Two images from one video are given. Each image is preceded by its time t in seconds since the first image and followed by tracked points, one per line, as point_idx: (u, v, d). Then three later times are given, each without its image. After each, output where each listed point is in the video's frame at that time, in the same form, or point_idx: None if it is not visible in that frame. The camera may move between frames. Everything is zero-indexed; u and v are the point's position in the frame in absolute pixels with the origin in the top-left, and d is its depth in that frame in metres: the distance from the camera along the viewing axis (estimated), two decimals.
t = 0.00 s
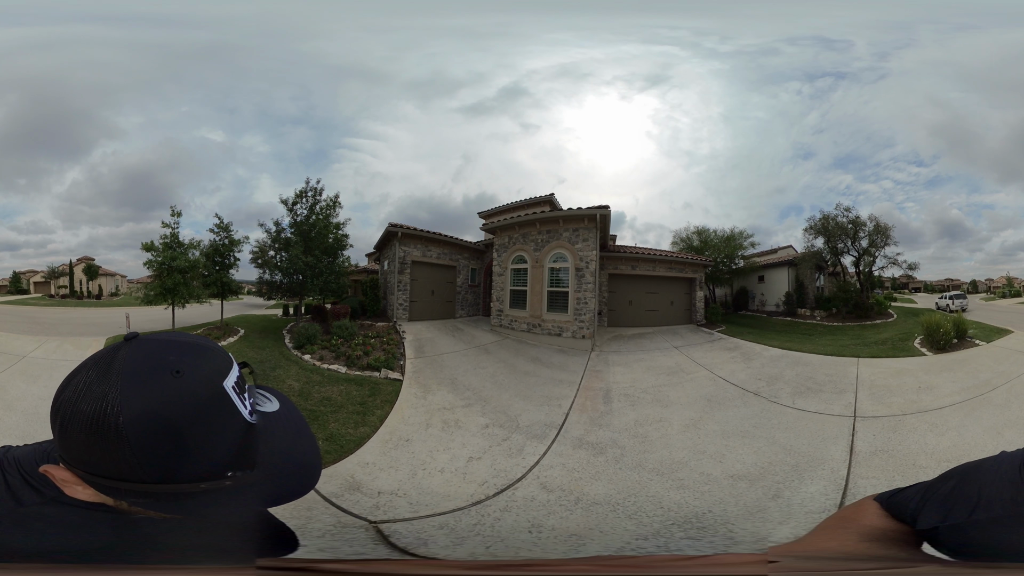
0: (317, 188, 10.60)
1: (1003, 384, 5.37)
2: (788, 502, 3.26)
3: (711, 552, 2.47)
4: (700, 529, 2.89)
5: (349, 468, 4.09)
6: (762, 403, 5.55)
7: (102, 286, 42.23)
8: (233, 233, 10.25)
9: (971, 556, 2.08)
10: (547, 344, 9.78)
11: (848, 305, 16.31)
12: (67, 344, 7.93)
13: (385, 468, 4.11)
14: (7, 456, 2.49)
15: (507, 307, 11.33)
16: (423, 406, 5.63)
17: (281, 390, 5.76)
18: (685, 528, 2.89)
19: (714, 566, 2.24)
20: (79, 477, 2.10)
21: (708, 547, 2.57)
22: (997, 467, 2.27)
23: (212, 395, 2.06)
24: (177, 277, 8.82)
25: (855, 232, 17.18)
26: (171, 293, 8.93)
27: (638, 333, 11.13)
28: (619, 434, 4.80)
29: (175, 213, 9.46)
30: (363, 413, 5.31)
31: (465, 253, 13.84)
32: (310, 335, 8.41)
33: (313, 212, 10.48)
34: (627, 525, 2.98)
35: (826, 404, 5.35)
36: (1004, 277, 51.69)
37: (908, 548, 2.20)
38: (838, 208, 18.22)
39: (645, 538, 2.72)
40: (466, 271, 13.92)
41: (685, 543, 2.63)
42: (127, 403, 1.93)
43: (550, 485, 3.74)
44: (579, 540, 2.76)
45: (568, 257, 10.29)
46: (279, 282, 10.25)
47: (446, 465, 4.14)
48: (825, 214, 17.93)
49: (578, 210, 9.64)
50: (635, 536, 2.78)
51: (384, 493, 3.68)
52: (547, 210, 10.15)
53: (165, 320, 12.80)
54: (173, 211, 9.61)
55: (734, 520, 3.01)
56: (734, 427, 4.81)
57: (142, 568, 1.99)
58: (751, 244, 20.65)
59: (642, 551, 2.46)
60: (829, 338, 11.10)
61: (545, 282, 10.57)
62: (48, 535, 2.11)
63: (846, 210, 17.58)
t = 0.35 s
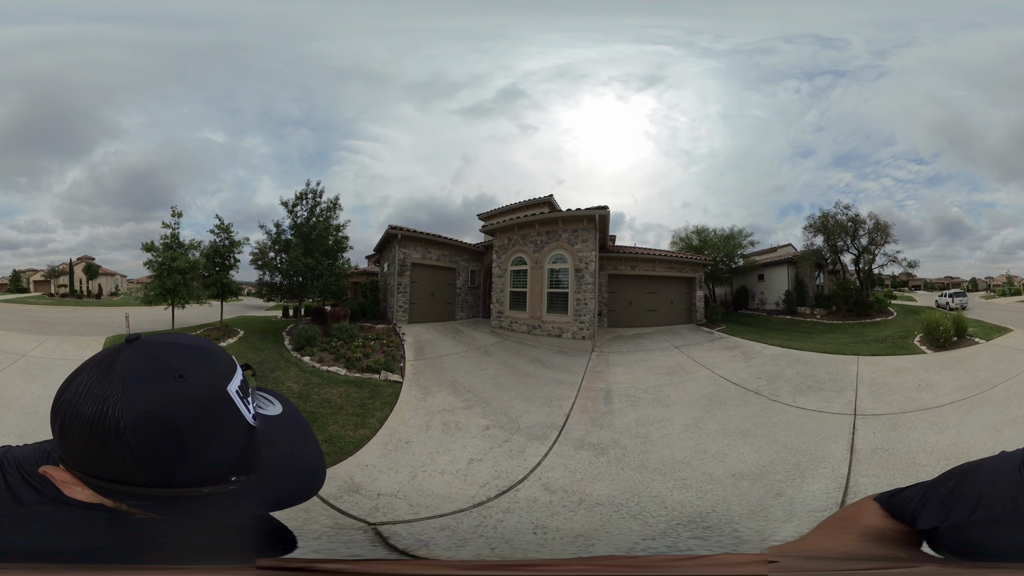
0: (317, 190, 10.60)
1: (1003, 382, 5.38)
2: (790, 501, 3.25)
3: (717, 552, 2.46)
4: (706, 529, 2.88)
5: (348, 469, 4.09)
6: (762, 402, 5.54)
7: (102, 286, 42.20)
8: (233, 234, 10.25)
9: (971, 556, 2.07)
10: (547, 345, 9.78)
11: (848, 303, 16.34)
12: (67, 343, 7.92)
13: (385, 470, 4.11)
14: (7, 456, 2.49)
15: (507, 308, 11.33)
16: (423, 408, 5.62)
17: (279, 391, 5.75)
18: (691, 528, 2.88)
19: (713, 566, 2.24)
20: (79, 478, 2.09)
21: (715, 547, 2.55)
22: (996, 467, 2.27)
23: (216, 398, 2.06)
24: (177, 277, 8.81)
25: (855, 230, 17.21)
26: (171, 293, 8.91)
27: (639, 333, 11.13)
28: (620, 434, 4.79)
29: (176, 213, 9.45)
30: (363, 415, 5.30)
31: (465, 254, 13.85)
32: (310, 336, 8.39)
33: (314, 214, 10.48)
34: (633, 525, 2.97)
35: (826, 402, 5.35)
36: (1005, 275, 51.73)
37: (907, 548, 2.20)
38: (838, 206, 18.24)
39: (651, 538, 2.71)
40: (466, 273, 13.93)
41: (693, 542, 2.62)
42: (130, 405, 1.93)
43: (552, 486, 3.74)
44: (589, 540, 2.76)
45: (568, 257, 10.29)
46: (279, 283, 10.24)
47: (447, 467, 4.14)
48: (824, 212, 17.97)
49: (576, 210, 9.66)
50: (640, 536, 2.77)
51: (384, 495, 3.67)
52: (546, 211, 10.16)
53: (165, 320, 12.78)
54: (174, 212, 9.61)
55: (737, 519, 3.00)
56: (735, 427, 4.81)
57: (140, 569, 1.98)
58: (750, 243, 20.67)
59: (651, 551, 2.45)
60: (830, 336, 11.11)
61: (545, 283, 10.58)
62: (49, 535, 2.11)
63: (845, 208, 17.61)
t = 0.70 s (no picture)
0: (318, 192, 10.51)
1: (1004, 379, 5.38)
2: (796, 500, 3.23)
3: (725, 552, 2.44)
4: (716, 530, 2.85)
5: (345, 471, 4.05)
6: (763, 402, 5.53)
7: (103, 286, 42.22)
8: (234, 234, 10.23)
9: (971, 556, 2.05)
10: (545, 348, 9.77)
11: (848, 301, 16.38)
12: (66, 340, 7.88)
13: (382, 472, 4.07)
14: (7, 456, 2.46)
15: (507, 312, 11.32)
16: (421, 411, 5.59)
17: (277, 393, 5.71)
18: (700, 529, 2.85)
19: (715, 566, 2.21)
20: (80, 478, 2.07)
21: (724, 548, 2.53)
22: (997, 467, 2.27)
23: (219, 398, 2.05)
24: (176, 276, 8.80)
25: (853, 228, 17.31)
26: (170, 292, 8.89)
27: (639, 336, 11.12)
28: (622, 437, 4.77)
29: (177, 212, 9.41)
30: (361, 418, 5.27)
31: (464, 259, 13.87)
32: (308, 338, 8.35)
33: (315, 216, 10.46)
34: (641, 527, 2.94)
35: (828, 401, 5.34)
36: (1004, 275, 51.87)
37: (906, 548, 2.18)
38: (836, 205, 18.38)
39: (666, 540, 2.70)
40: (466, 277, 13.94)
41: (706, 543, 2.60)
42: (133, 405, 1.91)
43: (554, 489, 3.71)
44: (594, 543, 2.72)
45: (567, 261, 10.31)
46: (279, 284, 10.21)
47: (445, 470, 4.10)
48: (823, 211, 18.08)
49: (575, 214, 9.68)
50: (651, 538, 2.75)
51: (379, 497, 3.64)
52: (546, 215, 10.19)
53: (164, 319, 12.75)
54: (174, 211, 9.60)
55: (745, 519, 2.98)
56: (737, 427, 4.79)
57: (137, 569, 1.95)
58: (749, 243, 20.76)
59: (663, 552, 2.44)
60: (830, 335, 11.12)
61: (544, 287, 10.58)
62: (48, 536, 2.08)
63: (844, 206, 17.72)
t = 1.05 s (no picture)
0: (319, 193, 10.56)
1: (1004, 378, 5.37)
2: (799, 500, 3.23)
3: (728, 553, 2.44)
4: (719, 530, 2.85)
5: (343, 472, 4.04)
6: (764, 401, 5.53)
7: (103, 287, 42.22)
8: (234, 234, 10.23)
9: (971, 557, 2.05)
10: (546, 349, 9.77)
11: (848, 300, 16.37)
12: (65, 339, 7.87)
13: (380, 474, 4.06)
14: (7, 456, 2.46)
15: (507, 313, 11.31)
16: (421, 412, 5.58)
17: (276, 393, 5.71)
18: (705, 529, 2.85)
19: (717, 566, 2.21)
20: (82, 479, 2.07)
21: (727, 548, 2.53)
22: (996, 467, 2.27)
23: (219, 399, 2.04)
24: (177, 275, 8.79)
25: (853, 227, 17.33)
26: (171, 292, 8.88)
27: (640, 336, 11.12)
28: (623, 438, 4.76)
29: (177, 212, 9.43)
30: (360, 419, 5.26)
31: (464, 260, 13.87)
32: (308, 339, 8.35)
33: (315, 217, 10.50)
34: (643, 528, 2.93)
35: (829, 400, 5.34)
36: (1003, 275, 51.88)
37: (905, 548, 2.18)
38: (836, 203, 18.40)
39: (669, 541, 2.69)
40: (466, 278, 13.94)
41: (712, 544, 2.59)
42: (132, 406, 1.90)
43: (555, 490, 3.70)
44: (598, 543, 2.72)
45: (567, 262, 10.31)
46: (279, 285, 10.21)
47: (443, 471, 4.09)
48: (823, 210, 18.10)
49: (575, 215, 9.68)
50: (656, 539, 2.74)
51: (376, 498, 3.63)
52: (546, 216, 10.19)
53: (164, 320, 12.73)
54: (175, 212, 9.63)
55: (749, 520, 2.97)
56: (738, 427, 4.78)
57: (134, 568, 1.94)
58: (750, 242, 20.77)
59: (671, 552, 2.45)
60: (830, 334, 11.13)
61: (544, 288, 10.58)
62: (48, 535, 2.07)
63: (843, 205, 17.75)
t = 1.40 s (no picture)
0: (316, 193, 10.54)
1: (1004, 381, 5.37)
2: (794, 500, 3.25)
3: (723, 552, 2.46)
4: (713, 529, 2.88)
5: (346, 470, 4.09)
6: (763, 400, 5.55)
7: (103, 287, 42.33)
8: (233, 236, 10.22)
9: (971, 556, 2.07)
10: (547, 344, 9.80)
11: (848, 302, 16.16)
12: (66, 343, 7.89)
13: (384, 472, 4.11)
14: (8, 456, 2.51)
15: (507, 309, 11.32)
16: (422, 409, 5.63)
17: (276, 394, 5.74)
18: (697, 527, 2.88)
19: (714, 566, 2.24)
20: (87, 480, 2.09)
21: (723, 547, 2.56)
22: (996, 467, 2.30)
23: (230, 399, 2.09)
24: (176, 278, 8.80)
25: (854, 228, 17.23)
26: (170, 294, 8.90)
27: (639, 332, 11.13)
28: (621, 434, 4.79)
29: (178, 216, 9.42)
30: (362, 417, 5.30)
31: (464, 256, 13.86)
32: (309, 339, 8.37)
33: (313, 217, 10.48)
34: (637, 526, 2.96)
35: (828, 400, 5.34)
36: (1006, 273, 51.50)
37: (906, 548, 2.20)
38: (838, 203, 18.28)
39: (660, 539, 2.71)
40: (465, 274, 13.94)
41: (702, 542, 2.62)
42: (143, 407, 1.93)
43: (553, 487, 3.74)
44: (592, 541, 2.75)
45: (567, 257, 10.29)
46: (279, 286, 10.22)
47: (446, 468, 4.13)
48: (825, 210, 17.96)
49: (575, 210, 9.65)
50: (648, 536, 2.77)
51: (382, 496, 3.67)
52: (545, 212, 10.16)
53: (164, 321, 12.76)
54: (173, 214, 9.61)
55: (742, 519, 2.99)
56: (737, 425, 4.80)
57: (139, 569, 1.97)
58: (750, 241, 20.69)
59: (660, 551, 2.46)
60: (830, 334, 11.12)
61: (544, 283, 10.57)
62: (47, 536, 2.10)
63: (845, 205, 17.63)
